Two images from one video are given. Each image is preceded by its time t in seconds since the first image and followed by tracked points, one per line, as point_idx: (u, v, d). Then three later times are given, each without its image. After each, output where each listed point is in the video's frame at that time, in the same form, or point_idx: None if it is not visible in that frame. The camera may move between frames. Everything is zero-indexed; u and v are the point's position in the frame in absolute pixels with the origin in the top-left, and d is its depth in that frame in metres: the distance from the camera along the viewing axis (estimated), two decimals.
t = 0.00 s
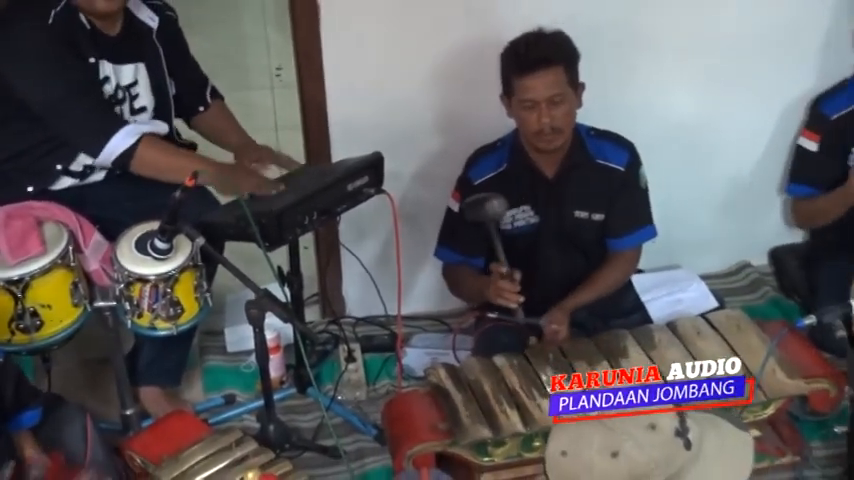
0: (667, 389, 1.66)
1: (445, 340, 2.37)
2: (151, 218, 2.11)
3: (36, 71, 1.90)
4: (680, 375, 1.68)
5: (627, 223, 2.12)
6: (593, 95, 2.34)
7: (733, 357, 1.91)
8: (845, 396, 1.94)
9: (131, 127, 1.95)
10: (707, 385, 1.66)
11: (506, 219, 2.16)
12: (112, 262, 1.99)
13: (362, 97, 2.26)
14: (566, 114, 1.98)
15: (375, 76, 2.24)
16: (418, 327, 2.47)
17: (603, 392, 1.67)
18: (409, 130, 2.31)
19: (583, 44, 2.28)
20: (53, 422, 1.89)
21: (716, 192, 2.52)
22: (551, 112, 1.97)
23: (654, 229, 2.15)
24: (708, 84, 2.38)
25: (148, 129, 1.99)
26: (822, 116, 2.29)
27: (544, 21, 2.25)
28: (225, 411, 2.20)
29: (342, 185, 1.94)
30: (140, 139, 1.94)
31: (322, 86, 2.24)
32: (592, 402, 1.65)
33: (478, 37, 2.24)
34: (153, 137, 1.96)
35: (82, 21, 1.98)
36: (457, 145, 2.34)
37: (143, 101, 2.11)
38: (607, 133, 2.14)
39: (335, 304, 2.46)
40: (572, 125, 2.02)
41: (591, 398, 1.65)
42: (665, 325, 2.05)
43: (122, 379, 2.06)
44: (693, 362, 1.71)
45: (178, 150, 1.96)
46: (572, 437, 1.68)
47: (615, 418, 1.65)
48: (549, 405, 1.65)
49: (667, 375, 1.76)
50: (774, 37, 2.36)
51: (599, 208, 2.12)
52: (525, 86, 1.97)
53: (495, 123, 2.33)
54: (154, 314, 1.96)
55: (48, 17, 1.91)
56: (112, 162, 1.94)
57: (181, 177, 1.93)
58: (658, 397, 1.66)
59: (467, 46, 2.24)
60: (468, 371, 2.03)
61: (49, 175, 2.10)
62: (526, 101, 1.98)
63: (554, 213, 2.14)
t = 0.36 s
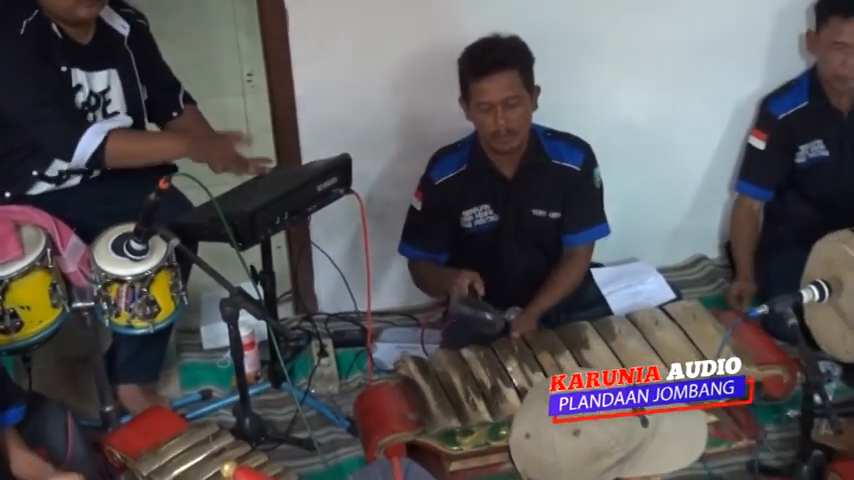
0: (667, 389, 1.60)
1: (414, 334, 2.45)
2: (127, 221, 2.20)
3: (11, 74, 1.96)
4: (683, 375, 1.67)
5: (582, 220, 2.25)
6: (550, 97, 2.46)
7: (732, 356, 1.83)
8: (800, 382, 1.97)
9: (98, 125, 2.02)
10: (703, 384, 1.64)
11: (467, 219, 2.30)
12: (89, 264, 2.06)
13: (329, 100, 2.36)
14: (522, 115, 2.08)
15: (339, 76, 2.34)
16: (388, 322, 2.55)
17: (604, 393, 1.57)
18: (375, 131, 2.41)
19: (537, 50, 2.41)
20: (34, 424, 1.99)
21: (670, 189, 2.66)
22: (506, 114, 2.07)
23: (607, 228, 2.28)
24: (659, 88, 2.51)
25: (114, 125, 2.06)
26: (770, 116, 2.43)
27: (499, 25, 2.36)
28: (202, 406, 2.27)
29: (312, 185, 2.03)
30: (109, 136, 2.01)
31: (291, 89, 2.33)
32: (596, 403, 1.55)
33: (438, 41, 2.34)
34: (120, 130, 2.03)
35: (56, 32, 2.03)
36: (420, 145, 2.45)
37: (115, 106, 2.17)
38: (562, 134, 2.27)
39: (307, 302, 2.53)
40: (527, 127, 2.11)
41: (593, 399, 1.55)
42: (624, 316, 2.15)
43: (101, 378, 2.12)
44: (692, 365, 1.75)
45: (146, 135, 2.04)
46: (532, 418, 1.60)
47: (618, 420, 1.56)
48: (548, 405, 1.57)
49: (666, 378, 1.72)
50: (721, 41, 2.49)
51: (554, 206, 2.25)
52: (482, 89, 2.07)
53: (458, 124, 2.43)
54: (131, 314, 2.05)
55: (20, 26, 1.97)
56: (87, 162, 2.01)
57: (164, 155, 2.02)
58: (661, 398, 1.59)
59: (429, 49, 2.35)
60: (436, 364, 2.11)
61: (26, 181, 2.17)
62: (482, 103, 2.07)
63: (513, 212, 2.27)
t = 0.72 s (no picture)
0: (666, 390, 1.65)
1: (393, 330, 2.53)
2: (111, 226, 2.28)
3: None
4: (683, 375, 1.75)
5: (546, 218, 2.38)
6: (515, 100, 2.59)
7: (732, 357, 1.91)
8: (761, 370, 2.04)
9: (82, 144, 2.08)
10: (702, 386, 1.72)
11: (436, 219, 2.42)
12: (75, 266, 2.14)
13: (305, 106, 2.46)
14: (485, 118, 2.20)
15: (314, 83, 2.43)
16: (368, 319, 2.62)
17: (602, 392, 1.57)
18: (348, 135, 2.51)
19: (499, 57, 2.53)
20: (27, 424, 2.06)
21: (635, 188, 2.81)
22: (471, 117, 2.19)
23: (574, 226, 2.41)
24: (622, 93, 2.65)
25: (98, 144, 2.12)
26: (730, 117, 2.54)
27: (464, 33, 2.47)
28: (187, 404, 2.34)
29: (290, 188, 2.11)
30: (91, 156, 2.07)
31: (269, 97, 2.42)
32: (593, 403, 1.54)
33: (409, 50, 2.45)
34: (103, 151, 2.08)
35: (39, 45, 2.11)
36: (393, 147, 2.55)
37: (99, 116, 2.25)
38: (529, 136, 2.40)
39: (288, 302, 2.62)
40: (490, 129, 2.23)
41: (592, 399, 1.54)
42: (593, 310, 2.24)
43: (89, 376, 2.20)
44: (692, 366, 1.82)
45: (129, 161, 2.08)
46: (507, 406, 1.57)
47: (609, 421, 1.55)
48: (548, 404, 1.52)
49: (667, 376, 1.79)
50: (677, 46, 2.63)
51: (521, 206, 2.39)
52: (447, 94, 2.19)
53: (429, 129, 2.54)
54: (117, 316, 2.12)
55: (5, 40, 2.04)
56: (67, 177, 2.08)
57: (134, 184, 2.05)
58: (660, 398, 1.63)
59: (400, 57, 2.45)
60: (414, 360, 2.18)
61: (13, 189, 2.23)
62: (448, 106, 2.19)
63: (481, 212, 2.40)
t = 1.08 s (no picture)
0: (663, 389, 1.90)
1: (375, 330, 2.62)
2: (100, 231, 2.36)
3: None
4: (683, 375, 1.99)
5: (512, 220, 2.50)
6: (488, 106, 2.68)
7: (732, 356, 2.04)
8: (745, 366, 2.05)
9: (68, 153, 2.17)
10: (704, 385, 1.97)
11: (408, 221, 2.54)
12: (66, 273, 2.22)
13: (286, 113, 2.53)
14: (455, 125, 2.30)
15: (295, 92, 2.51)
16: (351, 319, 2.71)
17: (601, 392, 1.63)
18: (329, 140, 2.60)
19: (474, 63, 2.61)
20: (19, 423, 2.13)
21: (606, 190, 2.91)
22: (442, 124, 2.29)
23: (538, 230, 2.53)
24: (591, 100, 2.75)
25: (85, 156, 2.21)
26: (696, 122, 2.64)
27: (438, 41, 2.56)
28: (176, 403, 2.42)
29: (274, 194, 2.20)
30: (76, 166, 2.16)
31: (251, 107, 2.50)
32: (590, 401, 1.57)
33: (386, 59, 2.53)
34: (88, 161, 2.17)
35: (27, 58, 2.18)
36: (371, 151, 2.64)
37: (86, 126, 2.32)
38: (497, 143, 2.52)
39: (273, 303, 2.70)
40: (460, 134, 2.33)
41: (592, 398, 1.59)
42: (568, 308, 2.33)
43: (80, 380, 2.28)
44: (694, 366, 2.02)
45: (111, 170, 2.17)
46: (494, 396, 1.55)
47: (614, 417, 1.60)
48: (548, 404, 1.51)
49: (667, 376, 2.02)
50: (644, 55, 2.72)
51: (487, 210, 2.51)
52: (419, 103, 2.28)
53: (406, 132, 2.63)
54: (107, 319, 2.20)
55: None
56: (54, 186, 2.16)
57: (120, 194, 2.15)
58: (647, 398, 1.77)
59: (377, 65, 2.54)
60: (395, 358, 2.26)
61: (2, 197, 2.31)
62: (420, 115, 2.29)
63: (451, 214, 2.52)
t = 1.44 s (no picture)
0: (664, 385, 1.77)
1: (351, 325, 2.70)
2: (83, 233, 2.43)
3: None
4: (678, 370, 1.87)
5: (481, 219, 2.58)
6: (457, 109, 2.77)
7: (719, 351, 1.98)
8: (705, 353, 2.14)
9: (76, 150, 2.25)
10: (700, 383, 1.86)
11: (381, 221, 2.62)
12: (50, 275, 2.30)
13: (263, 118, 2.61)
14: (423, 128, 2.39)
15: (271, 98, 2.59)
16: (328, 315, 2.79)
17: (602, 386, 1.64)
18: (304, 143, 2.68)
19: (443, 68, 2.70)
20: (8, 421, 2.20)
21: (572, 188, 3.01)
22: (410, 128, 2.38)
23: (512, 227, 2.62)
24: (557, 100, 2.85)
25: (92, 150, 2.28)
26: (659, 120, 2.76)
27: (409, 47, 2.65)
28: (159, 400, 2.49)
29: (252, 196, 2.28)
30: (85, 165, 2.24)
31: (229, 112, 2.58)
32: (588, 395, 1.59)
33: (361, 64, 2.62)
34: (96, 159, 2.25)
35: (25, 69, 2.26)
36: (345, 153, 2.72)
37: (74, 131, 2.40)
38: (465, 144, 2.60)
39: (253, 301, 2.78)
40: (429, 137, 2.43)
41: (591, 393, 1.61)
42: (536, 302, 2.42)
43: (65, 378, 2.35)
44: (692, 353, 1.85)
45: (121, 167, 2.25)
46: (473, 382, 1.55)
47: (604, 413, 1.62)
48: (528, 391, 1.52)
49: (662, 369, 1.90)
50: (607, 56, 2.83)
51: (459, 210, 2.60)
52: (386, 107, 2.37)
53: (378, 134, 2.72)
54: (90, 319, 2.28)
55: None
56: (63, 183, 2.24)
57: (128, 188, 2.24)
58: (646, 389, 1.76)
59: (350, 71, 2.62)
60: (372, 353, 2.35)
61: None
62: (388, 119, 2.37)
63: (422, 215, 2.61)
